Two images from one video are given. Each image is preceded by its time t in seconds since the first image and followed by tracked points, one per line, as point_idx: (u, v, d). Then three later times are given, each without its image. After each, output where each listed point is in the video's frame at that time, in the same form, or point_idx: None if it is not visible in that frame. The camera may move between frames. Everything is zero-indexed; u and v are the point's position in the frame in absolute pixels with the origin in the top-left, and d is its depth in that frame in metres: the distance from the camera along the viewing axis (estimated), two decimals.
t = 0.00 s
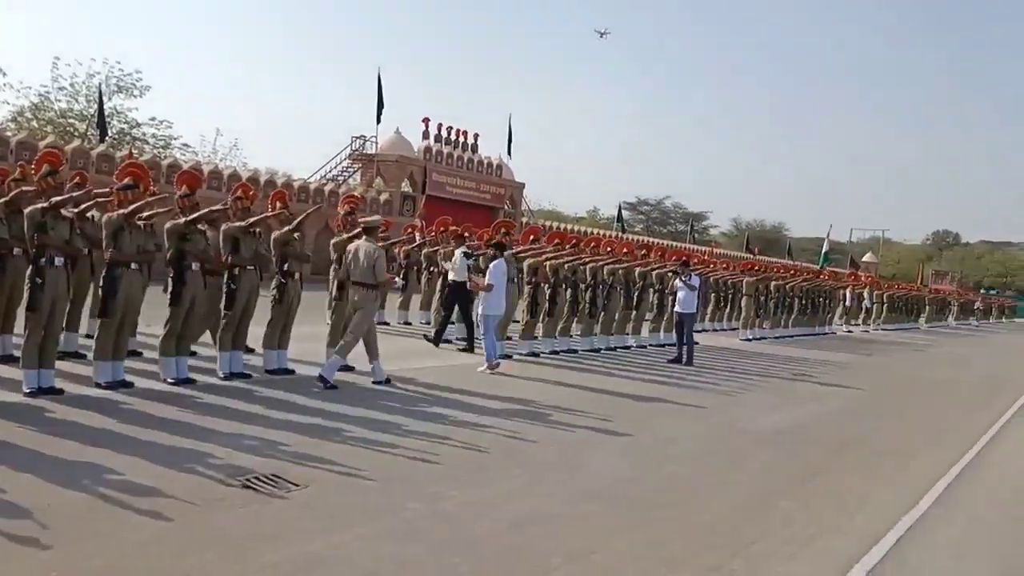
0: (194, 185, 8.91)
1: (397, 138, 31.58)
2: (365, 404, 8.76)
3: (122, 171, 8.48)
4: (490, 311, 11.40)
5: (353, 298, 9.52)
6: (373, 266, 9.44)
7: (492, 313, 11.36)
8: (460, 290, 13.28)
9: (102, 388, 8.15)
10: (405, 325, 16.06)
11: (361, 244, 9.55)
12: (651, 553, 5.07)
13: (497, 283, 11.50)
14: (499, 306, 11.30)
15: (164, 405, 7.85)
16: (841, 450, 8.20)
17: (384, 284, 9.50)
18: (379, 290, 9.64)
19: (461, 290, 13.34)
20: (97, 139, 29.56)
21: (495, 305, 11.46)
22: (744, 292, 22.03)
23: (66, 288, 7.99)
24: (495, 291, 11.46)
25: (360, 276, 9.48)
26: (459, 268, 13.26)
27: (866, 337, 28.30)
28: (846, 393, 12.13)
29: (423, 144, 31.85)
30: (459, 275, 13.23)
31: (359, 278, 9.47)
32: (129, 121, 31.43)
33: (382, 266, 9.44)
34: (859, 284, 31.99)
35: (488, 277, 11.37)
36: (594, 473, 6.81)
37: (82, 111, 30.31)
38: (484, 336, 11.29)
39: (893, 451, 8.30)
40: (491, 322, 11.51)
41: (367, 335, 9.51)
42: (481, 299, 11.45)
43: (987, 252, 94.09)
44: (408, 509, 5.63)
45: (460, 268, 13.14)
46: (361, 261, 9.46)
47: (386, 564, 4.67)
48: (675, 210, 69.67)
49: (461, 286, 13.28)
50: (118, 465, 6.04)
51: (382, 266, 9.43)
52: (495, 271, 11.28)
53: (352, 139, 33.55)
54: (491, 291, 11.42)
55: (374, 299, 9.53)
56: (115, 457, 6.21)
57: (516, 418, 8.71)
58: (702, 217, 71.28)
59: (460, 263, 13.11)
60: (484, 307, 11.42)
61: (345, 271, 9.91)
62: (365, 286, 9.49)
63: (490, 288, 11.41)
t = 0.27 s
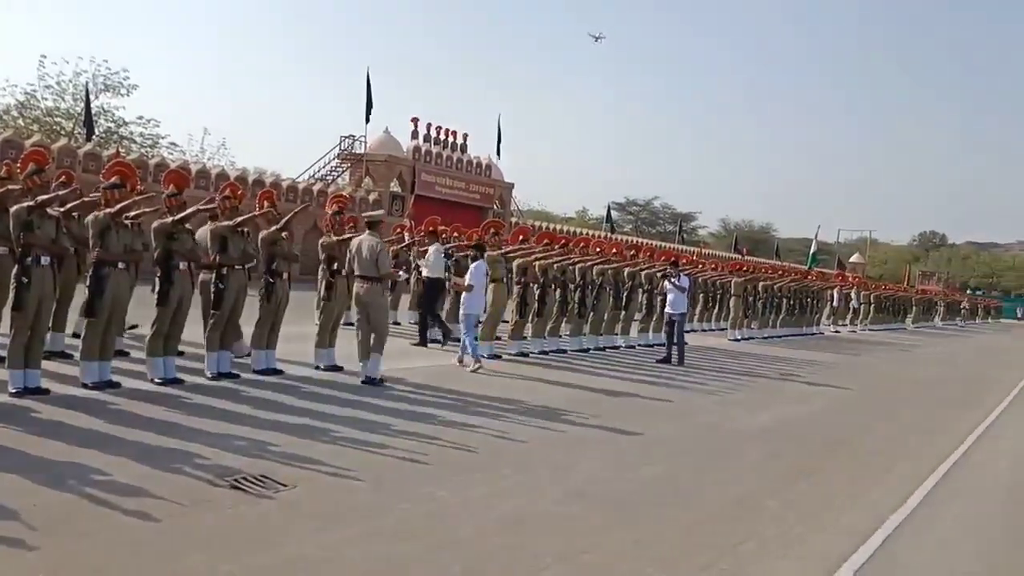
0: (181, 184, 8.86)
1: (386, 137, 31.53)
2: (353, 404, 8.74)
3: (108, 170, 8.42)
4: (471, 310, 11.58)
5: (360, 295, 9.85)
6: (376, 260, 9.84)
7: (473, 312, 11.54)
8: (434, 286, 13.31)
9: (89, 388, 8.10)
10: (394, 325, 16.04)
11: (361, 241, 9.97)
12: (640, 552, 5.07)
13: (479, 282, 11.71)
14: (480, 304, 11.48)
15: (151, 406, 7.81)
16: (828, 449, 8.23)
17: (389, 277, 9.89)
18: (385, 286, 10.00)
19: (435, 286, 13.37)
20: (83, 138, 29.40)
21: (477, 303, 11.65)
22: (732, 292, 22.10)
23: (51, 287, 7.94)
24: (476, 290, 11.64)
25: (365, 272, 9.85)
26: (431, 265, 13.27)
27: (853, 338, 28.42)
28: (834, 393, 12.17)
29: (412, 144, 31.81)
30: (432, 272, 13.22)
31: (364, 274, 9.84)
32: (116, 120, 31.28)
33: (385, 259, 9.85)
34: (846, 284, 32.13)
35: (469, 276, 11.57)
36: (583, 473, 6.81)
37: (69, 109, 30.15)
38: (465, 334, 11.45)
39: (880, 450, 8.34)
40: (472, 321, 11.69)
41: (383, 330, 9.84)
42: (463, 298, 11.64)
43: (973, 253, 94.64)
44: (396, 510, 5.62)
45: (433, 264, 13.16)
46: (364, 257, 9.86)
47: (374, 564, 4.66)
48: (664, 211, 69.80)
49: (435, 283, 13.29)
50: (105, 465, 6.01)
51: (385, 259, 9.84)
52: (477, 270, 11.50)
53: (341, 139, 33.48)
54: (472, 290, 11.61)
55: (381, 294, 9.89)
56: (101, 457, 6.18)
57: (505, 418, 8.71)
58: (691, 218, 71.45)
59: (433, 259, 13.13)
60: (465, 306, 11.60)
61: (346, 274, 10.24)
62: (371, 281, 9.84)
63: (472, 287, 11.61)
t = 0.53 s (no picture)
0: (173, 184, 8.83)
1: (379, 137, 31.50)
2: (345, 404, 8.72)
3: (100, 169, 8.39)
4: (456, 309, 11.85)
5: (361, 293, 9.88)
6: (379, 259, 9.89)
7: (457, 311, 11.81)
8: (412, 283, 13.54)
9: (80, 388, 8.08)
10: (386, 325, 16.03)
11: (364, 240, 10.01)
12: (632, 553, 5.07)
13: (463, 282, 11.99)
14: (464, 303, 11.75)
15: (142, 406, 7.78)
16: (820, 450, 8.24)
17: (391, 275, 9.95)
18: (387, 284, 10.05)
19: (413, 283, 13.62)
20: (74, 137, 29.29)
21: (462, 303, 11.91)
22: (724, 292, 22.14)
23: (42, 286, 7.91)
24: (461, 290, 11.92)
25: (367, 270, 9.89)
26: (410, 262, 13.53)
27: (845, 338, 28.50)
28: (826, 394, 12.20)
29: (405, 143, 31.79)
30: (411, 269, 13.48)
31: (366, 272, 9.89)
32: (107, 118, 31.18)
33: (387, 258, 9.92)
34: (838, 285, 32.22)
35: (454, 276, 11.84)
36: (575, 473, 6.82)
37: (60, 108, 30.04)
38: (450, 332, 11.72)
39: (871, 451, 8.36)
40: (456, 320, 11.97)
41: (383, 327, 9.89)
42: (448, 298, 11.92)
43: (964, 254, 94.98)
44: (388, 510, 5.61)
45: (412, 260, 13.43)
46: (367, 255, 9.91)
47: (366, 564, 4.65)
48: (657, 211, 69.89)
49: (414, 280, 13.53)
50: (96, 465, 5.99)
51: (387, 258, 9.91)
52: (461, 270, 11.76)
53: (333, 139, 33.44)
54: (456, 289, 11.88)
55: (382, 292, 9.94)
56: (92, 457, 6.16)
57: (497, 418, 8.70)
58: (683, 218, 71.54)
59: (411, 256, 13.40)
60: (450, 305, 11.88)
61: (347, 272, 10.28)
62: (373, 279, 9.89)
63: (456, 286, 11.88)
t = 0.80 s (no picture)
0: (164, 183, 8.80)
1: (371, 137, 31.46)
2: (337, 404, 8.71)
3: (90, 168, 8.36)
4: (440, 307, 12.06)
5: (364, 295, 9.87)
6: (383, 262, 9.91)
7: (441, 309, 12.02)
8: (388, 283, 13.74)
9: (70, 389, 8.05)
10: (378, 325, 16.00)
11: (367, 243, 9.99)
12: (624, 553, 5.07)
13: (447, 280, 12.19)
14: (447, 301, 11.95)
15: (133, 406, 7.75)
16: (812, 449, 8.25)
17: (394, 279, 9.99)
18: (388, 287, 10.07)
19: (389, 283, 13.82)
20: (65, 136, 29.18)
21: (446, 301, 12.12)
22: (716, 292, 22.17)
23: (33, 286, 7.87)
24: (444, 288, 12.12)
25: (371, 273, 9.89)
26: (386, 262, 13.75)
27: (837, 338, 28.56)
28: (818, 393, 12.22)
29: (397, 143, 31.76)
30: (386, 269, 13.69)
31: (370, 275, 9.89)
32: (99, 118, 31.07)
33: (391, 262, 9.94)
34: (829, 285, 32.31)
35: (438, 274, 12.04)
36: (567, 473, 6.81)
37: (51, 107, 29.93)
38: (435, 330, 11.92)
39: (862, 450, 8.37)
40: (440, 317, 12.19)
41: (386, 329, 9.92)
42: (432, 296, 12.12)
43: (956, 254, 95.32)
44: (381, 510, 5.60)
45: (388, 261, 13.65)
46: (371, 258, 9.90)
47: (358, 565, 4.63)
48: (650, 211, 69.96)
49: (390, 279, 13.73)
50: (86, 466, 5.96)
51: (392, 261, 9.94)
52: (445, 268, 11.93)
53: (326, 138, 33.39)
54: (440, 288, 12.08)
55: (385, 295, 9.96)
56: (83, 458, 6.13)
57: (490, 418, 8.70)
58: (676, 218, 71.64)
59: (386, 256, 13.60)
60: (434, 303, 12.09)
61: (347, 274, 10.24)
62: (376, 282, 9.90)
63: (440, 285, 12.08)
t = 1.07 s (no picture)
0: (156, 183, 8.77)
1: (364, 136, 31.43)
2: (330, 404, 8.69)
3: (82, 168, 8.33)
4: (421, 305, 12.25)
5: (373, 301, 9.84)
6: (393, 269, 9.90)
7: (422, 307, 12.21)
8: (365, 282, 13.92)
9: (62, 389, 8.02)
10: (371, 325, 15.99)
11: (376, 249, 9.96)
12: (617, 552, 5.08)
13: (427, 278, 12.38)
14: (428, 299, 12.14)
15: (125, 407, 7.73)
16: (804, 449, 8.27)
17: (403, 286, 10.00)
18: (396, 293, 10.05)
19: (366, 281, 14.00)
20: (57, 136, 29.09)
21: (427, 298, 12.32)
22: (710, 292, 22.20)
23: (23, 286, 7.84)
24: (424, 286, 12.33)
25: (381, 279, 9.87)
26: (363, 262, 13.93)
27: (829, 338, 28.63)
28: (810, 393, 12.25)
29: (391, 143, 31.74)
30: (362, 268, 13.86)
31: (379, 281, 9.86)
32: (91, 117, 30.98)
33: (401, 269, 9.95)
34: (822, 285, 32.39)
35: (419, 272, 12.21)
36: (560, 473, 6.81)
37: (42, 107, 29.83)
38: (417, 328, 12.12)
39: (854, 449, 8.40)
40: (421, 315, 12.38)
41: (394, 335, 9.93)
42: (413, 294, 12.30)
43: (948, 254, 95.65)
44: (373, 511, 5.59)
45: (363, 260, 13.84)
46: (382, 265, 9.88)
47: (350, 565, 4.63)
48: (643, 211, 70.03)
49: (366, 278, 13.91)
50: (77, 467, 5.94)
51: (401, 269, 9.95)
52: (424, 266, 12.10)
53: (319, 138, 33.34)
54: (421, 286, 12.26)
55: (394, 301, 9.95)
56: (74, 459, 6.11)
57: (483, 418, 8.69)
58: (669, 218, 71.74)
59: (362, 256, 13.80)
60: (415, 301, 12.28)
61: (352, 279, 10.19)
62: (386, 289, 9.89)
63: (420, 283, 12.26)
